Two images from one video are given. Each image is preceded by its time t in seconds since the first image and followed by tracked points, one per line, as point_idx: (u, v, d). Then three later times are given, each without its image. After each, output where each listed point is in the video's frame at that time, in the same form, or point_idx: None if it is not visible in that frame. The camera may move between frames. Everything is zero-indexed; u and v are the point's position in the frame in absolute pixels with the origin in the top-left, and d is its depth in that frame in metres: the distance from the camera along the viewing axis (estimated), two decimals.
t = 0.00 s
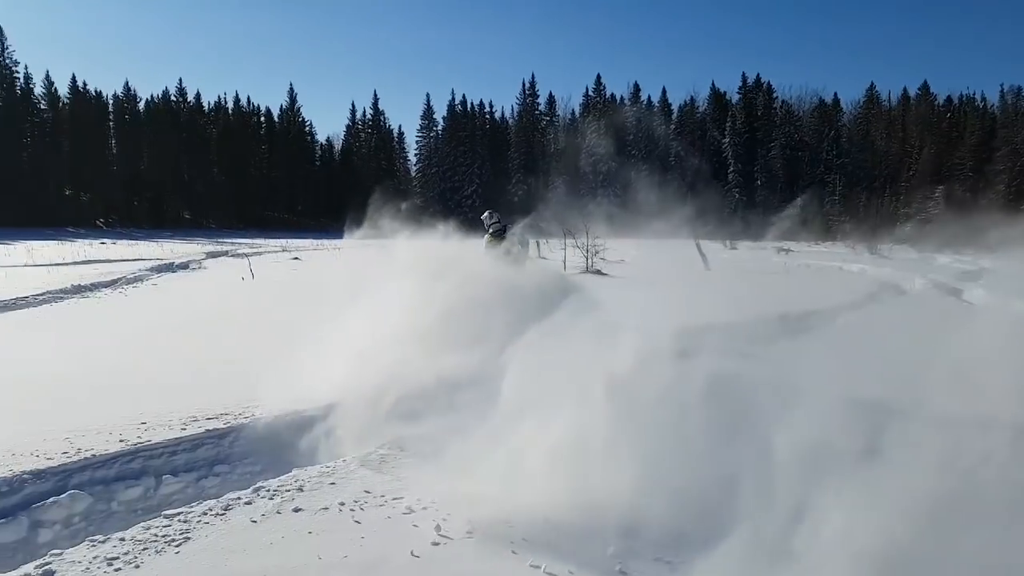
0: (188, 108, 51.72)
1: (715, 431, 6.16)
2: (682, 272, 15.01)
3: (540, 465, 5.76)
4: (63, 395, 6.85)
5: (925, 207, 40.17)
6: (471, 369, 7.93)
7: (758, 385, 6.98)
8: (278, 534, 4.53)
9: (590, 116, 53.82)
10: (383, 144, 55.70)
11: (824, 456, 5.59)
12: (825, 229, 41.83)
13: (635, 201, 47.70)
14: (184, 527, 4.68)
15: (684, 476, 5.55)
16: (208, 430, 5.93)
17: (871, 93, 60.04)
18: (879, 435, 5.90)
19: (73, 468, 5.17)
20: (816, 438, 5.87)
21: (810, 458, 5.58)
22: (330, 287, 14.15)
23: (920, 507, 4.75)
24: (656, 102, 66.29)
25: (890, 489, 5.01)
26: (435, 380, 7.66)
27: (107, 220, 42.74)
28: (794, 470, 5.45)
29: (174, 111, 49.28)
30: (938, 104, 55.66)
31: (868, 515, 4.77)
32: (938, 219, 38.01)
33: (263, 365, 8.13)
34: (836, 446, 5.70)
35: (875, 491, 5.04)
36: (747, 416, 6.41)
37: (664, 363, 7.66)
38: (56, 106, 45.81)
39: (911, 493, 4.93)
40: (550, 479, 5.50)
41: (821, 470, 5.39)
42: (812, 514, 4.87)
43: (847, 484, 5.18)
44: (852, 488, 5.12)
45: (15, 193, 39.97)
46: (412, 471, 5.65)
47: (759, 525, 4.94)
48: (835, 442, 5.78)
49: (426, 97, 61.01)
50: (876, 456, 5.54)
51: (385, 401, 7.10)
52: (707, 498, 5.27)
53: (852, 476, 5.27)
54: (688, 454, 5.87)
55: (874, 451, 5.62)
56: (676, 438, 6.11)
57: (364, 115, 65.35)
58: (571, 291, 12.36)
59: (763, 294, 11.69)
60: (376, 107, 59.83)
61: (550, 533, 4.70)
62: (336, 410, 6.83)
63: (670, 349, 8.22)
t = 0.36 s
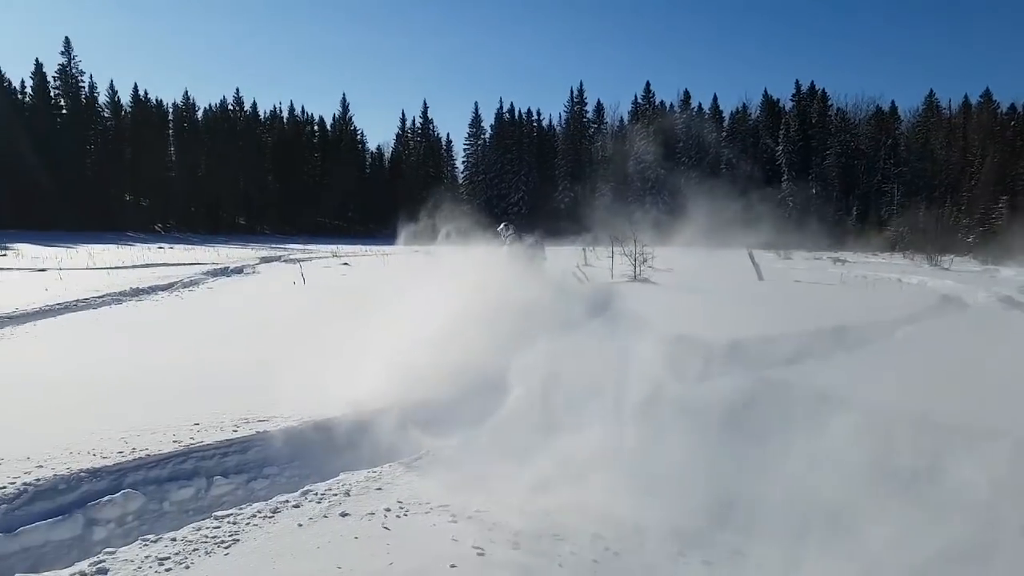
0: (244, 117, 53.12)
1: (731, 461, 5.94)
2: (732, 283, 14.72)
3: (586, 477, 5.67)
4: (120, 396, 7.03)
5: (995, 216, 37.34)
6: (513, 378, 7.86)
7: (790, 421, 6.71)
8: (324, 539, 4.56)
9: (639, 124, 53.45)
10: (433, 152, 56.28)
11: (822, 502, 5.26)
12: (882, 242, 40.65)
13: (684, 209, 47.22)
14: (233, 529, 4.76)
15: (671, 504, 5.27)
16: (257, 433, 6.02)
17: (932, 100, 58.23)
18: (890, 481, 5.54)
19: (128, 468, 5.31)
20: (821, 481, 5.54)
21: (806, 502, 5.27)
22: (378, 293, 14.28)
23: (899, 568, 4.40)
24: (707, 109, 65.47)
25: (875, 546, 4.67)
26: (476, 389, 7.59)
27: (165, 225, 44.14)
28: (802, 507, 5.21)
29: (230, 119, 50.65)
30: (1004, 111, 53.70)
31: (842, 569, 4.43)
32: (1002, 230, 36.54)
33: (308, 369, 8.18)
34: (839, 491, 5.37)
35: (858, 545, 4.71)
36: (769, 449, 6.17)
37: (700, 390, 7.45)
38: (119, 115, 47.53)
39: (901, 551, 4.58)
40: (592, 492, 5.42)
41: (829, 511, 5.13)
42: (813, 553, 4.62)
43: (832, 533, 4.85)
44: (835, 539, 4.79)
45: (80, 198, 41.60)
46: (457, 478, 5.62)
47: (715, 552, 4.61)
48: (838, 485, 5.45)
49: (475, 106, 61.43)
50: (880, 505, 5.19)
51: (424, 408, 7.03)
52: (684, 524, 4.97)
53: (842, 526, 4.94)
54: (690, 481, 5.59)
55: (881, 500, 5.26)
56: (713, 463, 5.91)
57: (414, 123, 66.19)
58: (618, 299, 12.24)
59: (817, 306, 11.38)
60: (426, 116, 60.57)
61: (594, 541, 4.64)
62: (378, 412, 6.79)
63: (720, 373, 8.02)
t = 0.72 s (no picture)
0: (263, 133, 53.72)
1: (755, 471, 5.86)
2: (753, 291, 14.60)
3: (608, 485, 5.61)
4: (142, 412, 7.07)
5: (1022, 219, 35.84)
6: (533, 388, 7.81)
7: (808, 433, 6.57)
8: (347, 553, 4.54)
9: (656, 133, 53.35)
10: (449, 164, 56.49)
11: (837, 512, 5.14)
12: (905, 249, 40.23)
13: (701, 217, 46.94)
14: (257, 544, 4.76)
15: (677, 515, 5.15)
16: (278, 447, 6.03)
17: (953, 104, 57.61)
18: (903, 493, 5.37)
19: (151, 484, 5.33)
20: (838, 493, 5.41)
21: (820, 512, 5.15)
22: (397, 306, 14.32)
23: None
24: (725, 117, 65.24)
25: (890, 559, 4.52)
26: (495, 398, 7.53)
27: (186, 241, 44.66)
28: (829, 516, 5.11)
29: (249, 136, 51.22)
30: None
31: None
32: None
33: (328, 383, 8.18)
34: (845, 506, 5.22)
35: (875, 557, 4.56)
36: (794, 459, 6.08)
37: (724, 405, 7.34)
38: (140, 133, 48.21)
39: (932, 562, 4.47)
40: (613, 501, 5.35)
41: (859, 521, 5.02)
42: (842, 564, 4.52)
43: (831, 548, 4.71)
44: (831, 553, 4.64)
45: (102, 216, 42.18)
46: (480, 490, 5.56)
47: (717, 560, 4.49)
48: (846, 499, 5.30)
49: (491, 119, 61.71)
50: (887, 518, 5.02)
51: (441, 417, 6.96)
52: (682, 534, 4.85)
53: (845, 540, 4.80)
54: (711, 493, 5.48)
55: (888, 513, 5.09)
56: (741, 474, 5.80)
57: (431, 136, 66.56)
58: (638, 309, 12.17)
59: (841, 314, 11.24)
60: (442, 129, 60.99)
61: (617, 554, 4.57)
62: (398, 423, 6.73)
63: (748, 388, 7.89)
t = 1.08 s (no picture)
0: (302, 147, 54.60)
1: (806, 476, 5.73)
2: (800, 293, 14.34)
3: (657, 487, 5.54)
4: (193, 422, 7.21)
5: None
6: (578, 392, 7.77)
7: (860, 438, 6.41)
8: (396, 560, 4.56)
9: (694, 133, 52.77)
10: (485, 172, 56.69)
11: (895, 517, 4.99)
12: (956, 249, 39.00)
13: (743, 222, 46.81)
14: (309, 551, 4.82)
15: (726, 519, 5.04)
16: (326, 454, 6.09)
17: (1003, 97, 55.87)
18: (961, 500, 5.19)
19: (204, 493, 5.43)
20: (895, 498, 5.26)
21: (878, 516, 5.01)
22: (437, 315, 14.40)
23: None
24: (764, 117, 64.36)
25: (954, 565, 4.36)
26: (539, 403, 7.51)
27: (230, 255, 45.59)
28: (888, 521, 4.95)
29: (288, 150, 52.08)
30: None
31: None
32: None
33: (373, 392, 8.24)
34: (899, 511, 5.07)
35: (937, 562, 4.40)
36: (846, 463, 5.93)
37: (773, 412, 7.22)
38: (183, 151, 49.38)
39: (1001, 570, 4.29)
40: (662, 502, 5.29)
41: (919, 525, 4.86)
42: (903, 567, 4.36)
43: (886, 549, 4.58)
44: (884, 555, 4.51)
45: (149, 232, 43.23)
46: (528, 494, 5.55)
47: (769, 566, 4.37)
48: (904, 504, 5.15)
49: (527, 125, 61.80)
50: (946, 525, 4.86)
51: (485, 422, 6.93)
52: (732, 538, 4.75)
53: (901, 543, 4.64)
54: (762, 497, 5.37)
55: (949, 520, 4.92)
56: (792, 478, 5.68)
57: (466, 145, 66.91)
58: (680, 313, 12.05)
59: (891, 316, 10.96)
60: (478, 138, 61.37)
61: (665, 557, 4.49)
62: (442, 429, 6.74)
63: (797, 393, 7.73)
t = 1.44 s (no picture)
0: (322, 150, 54.88)
1: (828, 484, 5.67)
2: (822, 300, 14.20)
3: (678, 494, 5.51)
4: (215, 423, 7.28)
5: None
6: (598, 397, 7.73)
7: (885, 447, 6.33)
8: (416, 563, 4.57)
9: (714, 137, 52.45)
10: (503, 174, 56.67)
11: (920, 528, 4.92)
12: (981, 254, 38.34)
13: (764, 227, 46.67)
14: (329, 553, 4.85)
15: (749, 527, 4.98)
16: (345, 457, 6.10)
17: None
18: (992, 510, 5.09)
19: (226, 493, 5.48)
20: (920, 509, 5.19)
21: (902, 527, 4.94)
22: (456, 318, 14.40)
23: None
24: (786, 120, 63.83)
25: None
26: (558, 406, 7.49)
27: (250, 257, 45.86)
28: (912, 531, 4.88)
29: (309, 153, 52.37)
30: None
31: None
32: None
33: (392, 394, 8.26)
34: (924, 522, 5.00)
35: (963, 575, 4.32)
36: (871, 473, 5.86)
37: (794, 420, 7.15)
38: (205, 152, 49.88)
39: None
40: (683, 509, 5.26)
41: (943, 536, 4.79)
42: None
43: (910, 560, 4.51)
44: (909, 566, 4.44)
45: (172, 232, 43.54)
46: (547, 499, 5.53)
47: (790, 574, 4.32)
48: (929, 515, 5.08)
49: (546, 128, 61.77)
50: (973, 537, 4.77)
51: (503, 425, 6.92)
52: (752, 546, 4.71)
53: (929, 555, 4.56)
54: (785, 505, 5.31)
55: (976, 532, 4.83)
56: (816, 487, 5.62)
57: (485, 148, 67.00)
58: (700, 319, 11.97)
59: (916, 324, 10.81)
60: (497, 141, 61.47)
61: (685, 564, 4.47)
62: (462, 431, 6.73)
63: (820, 400, 7.66)
